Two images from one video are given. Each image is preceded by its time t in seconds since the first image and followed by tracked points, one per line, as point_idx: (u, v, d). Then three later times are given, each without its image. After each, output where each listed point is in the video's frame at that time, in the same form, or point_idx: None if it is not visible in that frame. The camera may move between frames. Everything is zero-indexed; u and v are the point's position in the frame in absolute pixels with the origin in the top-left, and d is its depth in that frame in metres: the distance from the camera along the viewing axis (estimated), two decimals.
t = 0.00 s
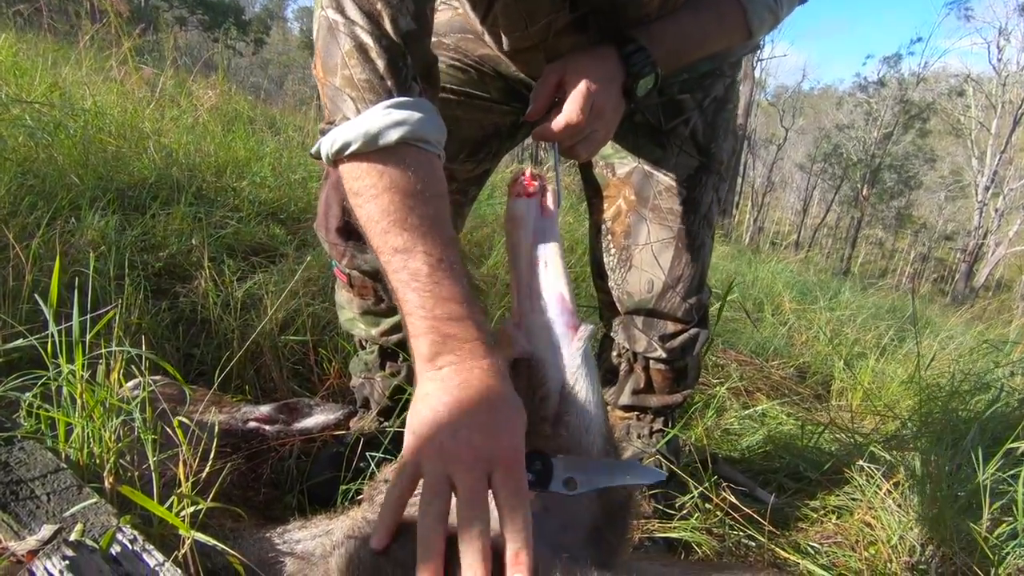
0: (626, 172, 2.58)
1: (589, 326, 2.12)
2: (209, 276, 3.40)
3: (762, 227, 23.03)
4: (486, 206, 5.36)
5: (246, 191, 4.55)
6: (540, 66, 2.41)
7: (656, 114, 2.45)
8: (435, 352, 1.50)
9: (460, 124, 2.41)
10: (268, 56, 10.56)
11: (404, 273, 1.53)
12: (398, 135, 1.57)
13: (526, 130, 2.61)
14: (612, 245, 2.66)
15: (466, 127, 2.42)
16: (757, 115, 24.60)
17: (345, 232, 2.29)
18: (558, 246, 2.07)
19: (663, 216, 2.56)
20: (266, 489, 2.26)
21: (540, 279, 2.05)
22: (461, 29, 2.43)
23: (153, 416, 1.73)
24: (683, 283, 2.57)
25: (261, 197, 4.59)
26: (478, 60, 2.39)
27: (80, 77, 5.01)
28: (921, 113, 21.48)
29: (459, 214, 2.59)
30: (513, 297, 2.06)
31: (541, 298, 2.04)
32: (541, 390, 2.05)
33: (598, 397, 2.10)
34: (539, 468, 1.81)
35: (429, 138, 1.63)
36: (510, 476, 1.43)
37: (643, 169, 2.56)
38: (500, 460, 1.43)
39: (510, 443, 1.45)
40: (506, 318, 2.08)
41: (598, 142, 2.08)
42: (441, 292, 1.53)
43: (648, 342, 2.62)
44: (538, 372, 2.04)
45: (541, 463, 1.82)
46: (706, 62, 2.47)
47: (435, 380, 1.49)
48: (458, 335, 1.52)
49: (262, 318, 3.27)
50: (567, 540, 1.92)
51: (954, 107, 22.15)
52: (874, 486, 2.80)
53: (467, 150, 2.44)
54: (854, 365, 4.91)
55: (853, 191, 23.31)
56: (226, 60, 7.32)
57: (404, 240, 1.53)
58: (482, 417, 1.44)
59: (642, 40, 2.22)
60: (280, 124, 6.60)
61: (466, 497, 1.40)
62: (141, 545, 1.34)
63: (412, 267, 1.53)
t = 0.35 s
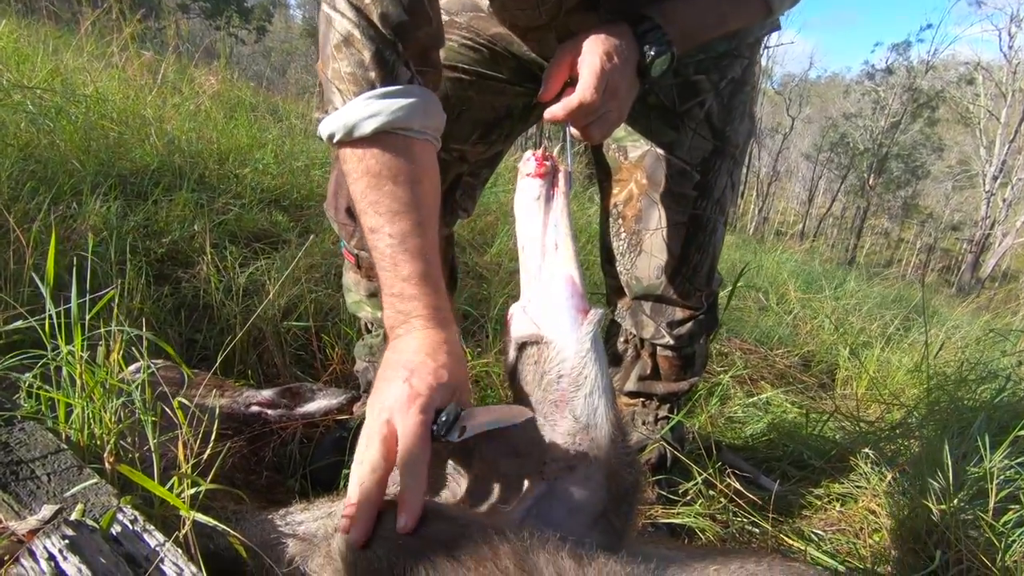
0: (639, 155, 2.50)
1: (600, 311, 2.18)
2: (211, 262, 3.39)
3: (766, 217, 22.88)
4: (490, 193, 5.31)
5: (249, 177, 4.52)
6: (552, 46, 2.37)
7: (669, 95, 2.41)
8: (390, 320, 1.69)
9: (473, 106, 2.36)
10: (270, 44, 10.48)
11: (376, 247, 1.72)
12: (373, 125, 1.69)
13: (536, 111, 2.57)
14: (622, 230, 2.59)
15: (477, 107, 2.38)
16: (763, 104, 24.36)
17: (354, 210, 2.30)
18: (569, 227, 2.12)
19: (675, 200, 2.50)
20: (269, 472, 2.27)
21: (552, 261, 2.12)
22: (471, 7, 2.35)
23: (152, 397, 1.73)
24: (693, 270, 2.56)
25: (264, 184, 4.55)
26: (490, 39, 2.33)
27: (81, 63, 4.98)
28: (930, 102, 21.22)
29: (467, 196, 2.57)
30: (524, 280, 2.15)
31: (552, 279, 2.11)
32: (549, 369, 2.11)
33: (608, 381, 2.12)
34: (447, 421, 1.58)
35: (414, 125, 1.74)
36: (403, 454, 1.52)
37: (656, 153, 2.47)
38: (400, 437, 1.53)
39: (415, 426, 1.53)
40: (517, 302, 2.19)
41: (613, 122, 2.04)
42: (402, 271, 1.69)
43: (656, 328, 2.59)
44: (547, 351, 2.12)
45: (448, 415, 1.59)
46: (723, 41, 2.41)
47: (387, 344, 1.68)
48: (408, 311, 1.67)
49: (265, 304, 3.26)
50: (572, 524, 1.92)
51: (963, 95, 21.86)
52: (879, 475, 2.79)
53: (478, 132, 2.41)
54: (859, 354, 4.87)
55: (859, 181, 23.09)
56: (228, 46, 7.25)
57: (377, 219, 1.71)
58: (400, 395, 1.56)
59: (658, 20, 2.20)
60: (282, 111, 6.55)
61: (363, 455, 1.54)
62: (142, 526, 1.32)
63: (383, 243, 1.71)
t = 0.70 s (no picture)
0: (650, 127, 2.44)
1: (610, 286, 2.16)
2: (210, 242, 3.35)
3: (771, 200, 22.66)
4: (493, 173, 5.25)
5: (250, 158, 4.46)
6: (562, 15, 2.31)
7: (682, 64, 2.36)
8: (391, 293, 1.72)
9: (481, 77, 2.32)
10: (268, 25, 10.33)
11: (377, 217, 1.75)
12: (374, 91, 1.68)
13: (545, 83, 2.51)
14: (632, 205, 2.54)
15: (486, 78, 2.32)
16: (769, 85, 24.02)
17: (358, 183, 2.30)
18: (578, 197, 2.13)
19: (687, 174, 2.45)
20: (272, 448, 2.26)
21: (561, 232, 2.12)
22: None
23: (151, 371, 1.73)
24: (703, 246, 2.50)
25: (264, 165, 4.49)
26: (498, 7, 2.28)
27: (78, 43, 4.92)
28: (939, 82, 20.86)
29: (475, 170, 2.52)
30: (533, 252, 2.14)
31: (561, 250, 2.11)
32: (557, 342, 2.10)
33: (617, 356, 2.09)
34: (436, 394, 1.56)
35: (418, 92, 1.72)
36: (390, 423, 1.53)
37: (668, 125, 2.42)
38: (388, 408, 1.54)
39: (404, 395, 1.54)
40: (525, 275, 2.17)
41: (626, 90, 2.01)
42: (402, 244, 1.71)
43: (664, 305, 2.55)
44: (555, 325, 2.10)
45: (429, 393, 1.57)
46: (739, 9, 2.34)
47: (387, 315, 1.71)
48: (405, 285, 1.70)
49: (267, 283, 3.24)
50: (579, 499, 1.90)
51: (973, 75, 21.49)
52: (884, 454, 2.78)
53: (487, 104, 2.35)
54: (865, 335, 4.82)
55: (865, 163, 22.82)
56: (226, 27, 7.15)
57: (378, 189, 1.73)
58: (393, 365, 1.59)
59: None
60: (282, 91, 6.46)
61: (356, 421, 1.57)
62: (142, 500, 1.33)
63: (384, 214, 1.73)
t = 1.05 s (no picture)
0: (659, 98, 2.38)
1: (618, 258, 2.14)
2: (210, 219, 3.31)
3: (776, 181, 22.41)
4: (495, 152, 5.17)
5: (250, 138, 4.38)
6: None
7: (692, 35, 2.32)
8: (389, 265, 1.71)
9: (486, 46, 2.25)
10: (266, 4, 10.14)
11: (375, 184, 1.72)
12: (371, 50, 1.66)
13: (552, 53, 2.46)
14: (639, 179, 2.49)
15: (492, 48, 2.27)
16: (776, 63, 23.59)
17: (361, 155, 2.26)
18: (585, 165, 2.09)
19: (696, 147, 2.40)
20: (275, 424, 2.26)
21: (569, 202, 2.09)
22: None
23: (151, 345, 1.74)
24: (711, 220, 2.46)
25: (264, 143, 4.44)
26: None
27: (74, 21, 4.83)
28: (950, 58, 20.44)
29: (480, 144, 2.48)
30: (539, 222, 2.11)
31: (568, 220, 2.08)
32: (564, 315, 2.07)
33: (625, 328, 2.07)
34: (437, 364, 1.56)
35: (416, 53, 1.70)
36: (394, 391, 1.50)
37: (677, 96, 2.37)
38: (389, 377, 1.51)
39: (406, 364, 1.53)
40: (532, 247, 2.13)
41: (635, 58, 2.00)
42: (401, 212, 1.70)
43: (671, 281, 2.52)
44: (562, 297, 2.08)
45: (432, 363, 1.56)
46: None
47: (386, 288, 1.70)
48: (405, 256, 1.69)
49: (269, 262, 3.22)
50: (584, 470, 1.93)
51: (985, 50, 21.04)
52: (889, 430, 2.76)
53: (492, 74, 2.30)
54: (871, 313, 4.78)
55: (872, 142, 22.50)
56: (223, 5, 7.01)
57: (377, 155, 1.71)
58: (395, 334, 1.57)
59: None
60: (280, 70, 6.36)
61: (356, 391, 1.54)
62: (144, 472, 1.36)
63: (383, 181, 1.71)
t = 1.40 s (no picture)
0: (666, 68, 2.34)
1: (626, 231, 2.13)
2: (209, 197, 3.26)
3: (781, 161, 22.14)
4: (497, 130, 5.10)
5: (249, 117, 4.29)
6: None
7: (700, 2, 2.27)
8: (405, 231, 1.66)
9: (489, 14, 2.17)
10: None
11: (389, 150, 1.70)
12: (375, 11, 1.68)
13: (556, 23, 2.41)
14: (644, 152, 2.44)
15: (495, 17, 2.19)
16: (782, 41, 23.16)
17: (362, 130, 2.24)
18: (592, 135, 2.09)
19: (704, 118, 2.35)
20: (277, 402, 2.26)
21: (576, 173, 2.09)
22: None
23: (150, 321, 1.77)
24: (718, 194, 2.42)
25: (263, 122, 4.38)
26: None
27: None
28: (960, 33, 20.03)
29: (483, 117, 2.46)
30: (546, 194, 2.11)
31: (575, 191, 2.08)
32: (571, 288, 2.06)
33: (632, 302, 2.05)
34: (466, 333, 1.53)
35: (424, 13, 1.70)
36: (417, 348, 1.47)
37: (684, 66, 2.32)
38: (412, 337, 1.48)
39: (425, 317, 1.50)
40: (538, 220, 2.13)
41: (642, 26, 1.94)
42: (416, 175, 1.67)
43: (676, 257, 2.49)
44: (568, 270, 2.07)
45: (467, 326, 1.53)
46: None
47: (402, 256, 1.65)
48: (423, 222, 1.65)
49: (270, 240, 3.19)
50: (590, 443, 1.93)
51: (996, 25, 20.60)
52: (894, 408, 2.71)
53: (495, 45, 2.24)
54: (877, 291, 4.74)
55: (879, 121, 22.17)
56: None
57: (389, 120, 1.70)
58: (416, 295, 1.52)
59: None
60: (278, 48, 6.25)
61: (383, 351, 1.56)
62: (147, 446, 1.39)
63: (396, 146, 1.69)
